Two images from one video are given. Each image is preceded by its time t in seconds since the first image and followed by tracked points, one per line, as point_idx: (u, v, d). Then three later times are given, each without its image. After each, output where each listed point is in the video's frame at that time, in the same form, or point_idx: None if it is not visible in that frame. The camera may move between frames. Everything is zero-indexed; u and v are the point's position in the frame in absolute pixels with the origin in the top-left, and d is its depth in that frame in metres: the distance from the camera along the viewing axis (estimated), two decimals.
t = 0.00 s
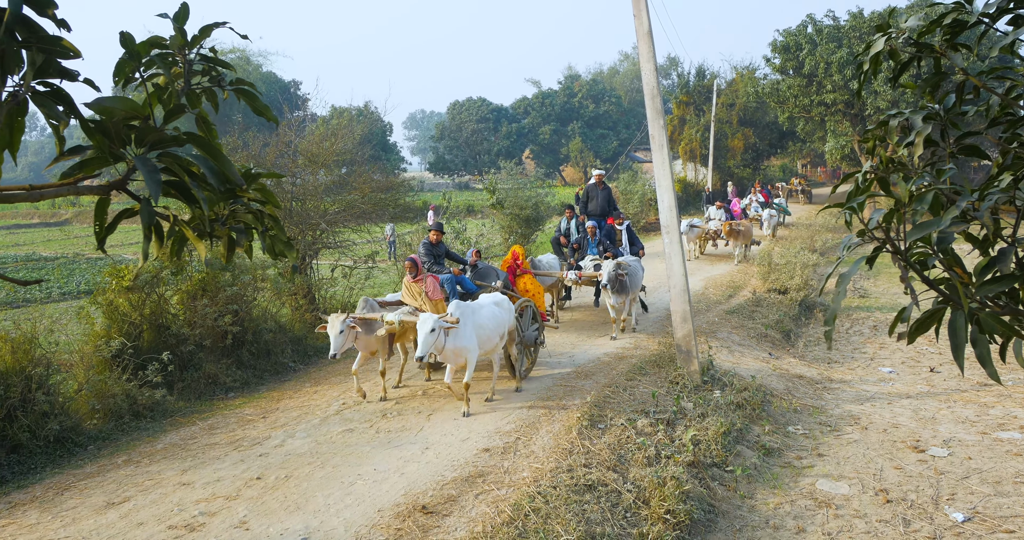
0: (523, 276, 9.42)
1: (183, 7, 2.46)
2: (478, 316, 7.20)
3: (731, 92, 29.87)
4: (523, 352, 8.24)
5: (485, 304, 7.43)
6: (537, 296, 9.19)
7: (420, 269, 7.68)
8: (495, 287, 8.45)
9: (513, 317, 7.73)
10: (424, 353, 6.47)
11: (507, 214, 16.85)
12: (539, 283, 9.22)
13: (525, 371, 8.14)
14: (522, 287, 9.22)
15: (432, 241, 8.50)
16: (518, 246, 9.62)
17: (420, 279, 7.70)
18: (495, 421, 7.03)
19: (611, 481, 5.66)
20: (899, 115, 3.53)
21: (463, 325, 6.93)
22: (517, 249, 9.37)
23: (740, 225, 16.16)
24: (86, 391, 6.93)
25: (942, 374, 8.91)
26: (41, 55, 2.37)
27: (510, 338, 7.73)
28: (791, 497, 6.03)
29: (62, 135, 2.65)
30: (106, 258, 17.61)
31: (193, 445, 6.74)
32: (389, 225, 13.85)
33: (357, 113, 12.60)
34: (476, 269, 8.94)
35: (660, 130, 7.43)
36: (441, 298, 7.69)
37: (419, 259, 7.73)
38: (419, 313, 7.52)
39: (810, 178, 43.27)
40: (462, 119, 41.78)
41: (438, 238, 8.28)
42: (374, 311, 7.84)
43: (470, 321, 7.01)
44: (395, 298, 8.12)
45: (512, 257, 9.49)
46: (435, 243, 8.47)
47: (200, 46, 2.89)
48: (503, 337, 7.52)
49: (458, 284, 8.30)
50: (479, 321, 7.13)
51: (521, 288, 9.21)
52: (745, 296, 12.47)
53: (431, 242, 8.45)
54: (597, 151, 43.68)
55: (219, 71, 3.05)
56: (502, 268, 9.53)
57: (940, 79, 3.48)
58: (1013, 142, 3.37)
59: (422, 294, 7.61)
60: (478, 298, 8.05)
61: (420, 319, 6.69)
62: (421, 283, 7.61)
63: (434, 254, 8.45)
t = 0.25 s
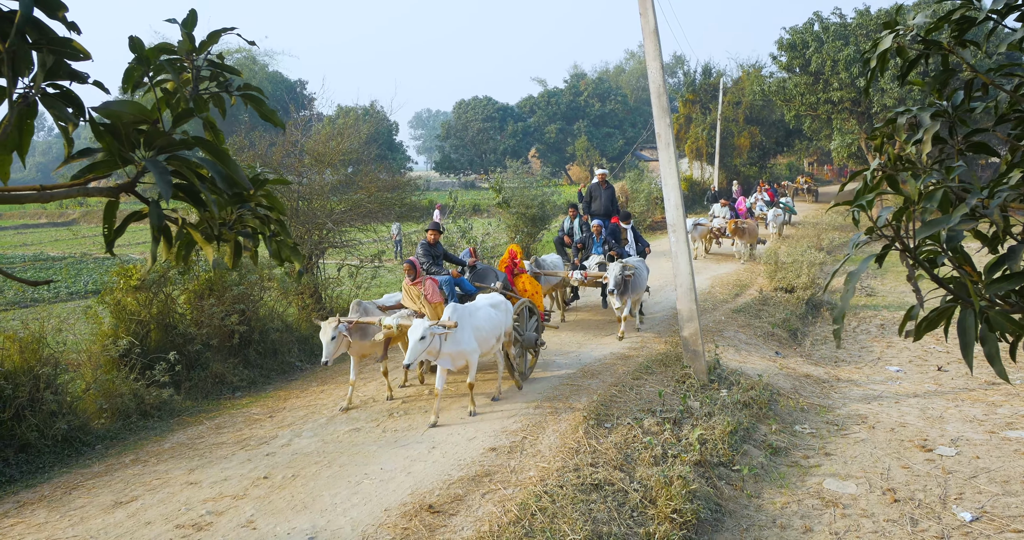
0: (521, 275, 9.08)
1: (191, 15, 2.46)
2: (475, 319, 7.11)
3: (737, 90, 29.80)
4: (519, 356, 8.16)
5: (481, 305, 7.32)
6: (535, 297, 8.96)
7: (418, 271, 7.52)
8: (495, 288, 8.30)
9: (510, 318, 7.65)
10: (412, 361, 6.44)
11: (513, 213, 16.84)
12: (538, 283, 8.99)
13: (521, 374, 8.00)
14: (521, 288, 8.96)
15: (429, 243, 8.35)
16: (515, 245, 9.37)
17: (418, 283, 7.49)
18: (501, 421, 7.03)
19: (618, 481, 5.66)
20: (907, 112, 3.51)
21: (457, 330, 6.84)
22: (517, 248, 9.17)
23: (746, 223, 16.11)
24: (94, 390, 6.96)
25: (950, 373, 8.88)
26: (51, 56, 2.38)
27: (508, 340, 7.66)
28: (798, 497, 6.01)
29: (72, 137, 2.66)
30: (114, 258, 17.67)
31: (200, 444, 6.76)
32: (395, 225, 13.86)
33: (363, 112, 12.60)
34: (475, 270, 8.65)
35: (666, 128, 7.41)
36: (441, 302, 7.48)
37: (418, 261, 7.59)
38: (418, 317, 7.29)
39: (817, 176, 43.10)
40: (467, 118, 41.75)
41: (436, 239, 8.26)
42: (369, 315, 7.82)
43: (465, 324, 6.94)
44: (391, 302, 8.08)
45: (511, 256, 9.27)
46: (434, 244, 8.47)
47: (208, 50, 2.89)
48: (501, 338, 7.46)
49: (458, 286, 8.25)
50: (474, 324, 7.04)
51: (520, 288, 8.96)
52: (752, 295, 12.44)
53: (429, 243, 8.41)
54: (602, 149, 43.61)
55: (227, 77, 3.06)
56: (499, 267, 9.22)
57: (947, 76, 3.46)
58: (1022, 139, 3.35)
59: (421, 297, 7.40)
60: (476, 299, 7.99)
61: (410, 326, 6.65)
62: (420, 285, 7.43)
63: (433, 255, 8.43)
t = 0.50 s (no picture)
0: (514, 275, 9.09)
1: (198, 6, 2.47)
2: (465, 320, 7.01)
3: (738, 91, 29.82)
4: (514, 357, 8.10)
5: (471, 306, 7.22)
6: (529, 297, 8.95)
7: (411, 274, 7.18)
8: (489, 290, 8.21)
9: (500, 318, 7.56)
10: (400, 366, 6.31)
11: (514, 213, 16.84)
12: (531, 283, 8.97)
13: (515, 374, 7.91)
14: (515, 288, 8.93)
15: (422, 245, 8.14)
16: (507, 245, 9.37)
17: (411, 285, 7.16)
18: (500, 420, 7.02)
19: (617, 480, 5.66)
20: (905, 116, 3.52)
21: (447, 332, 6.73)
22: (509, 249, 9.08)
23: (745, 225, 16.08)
24: (94, 389, 6.96)
25: (950, 374, 8.88)
26: (55, 51, 2.39)
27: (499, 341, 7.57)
28: (797, 497, 6.02)
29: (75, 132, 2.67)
30: (114, 257, 17.67)
31: (200, 443, 6.77)
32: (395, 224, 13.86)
33: (364, 112, 12.60)
34: (469, 271, 8.59)
35: (667, 129, 7.42)
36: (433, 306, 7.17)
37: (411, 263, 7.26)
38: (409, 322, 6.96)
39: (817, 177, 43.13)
40: (467, 118, 41.73)
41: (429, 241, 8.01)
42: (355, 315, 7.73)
43: (455, 327, 6.83)
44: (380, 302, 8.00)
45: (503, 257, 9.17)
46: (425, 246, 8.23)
47: (214, 44, 2.90)
48: (490, 340, 7.37)
49: (449, 289, 8.08)
50: (464, 326, 6.94)
51: (513, 288, 8.94)
52: (752, 296, 12.44)
53: (420, 246, 8.15)
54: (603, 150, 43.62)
55: (234, 70, 3.06)
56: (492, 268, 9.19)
57: (945, 79, 3.47)
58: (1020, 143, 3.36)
59: (413, 301, 7.07)
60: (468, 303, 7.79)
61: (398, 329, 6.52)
62: (412, 289, 7.09)
63: (425, 257, 8.18)
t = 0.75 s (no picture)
0: (505, 276, 9.00)
1: (194, 4, 2.47)
2: (457, 323, 6.93)
3: (737, 91, 29.83)
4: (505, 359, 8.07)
5: (464, 309, 7.13)
6: (522, 297, 8.83)
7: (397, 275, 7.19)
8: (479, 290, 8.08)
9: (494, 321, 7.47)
10: (390, 371, 6.29)
11: (512, 213, 16.83)
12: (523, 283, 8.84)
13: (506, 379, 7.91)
14: (506, 288, 8.81)
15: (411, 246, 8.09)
16: (497, 245, 9.23)
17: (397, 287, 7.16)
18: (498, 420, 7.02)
19: (615, 481, 5.66)
20: (901, 119, 3.53)
21: (438, 336, 6.67)
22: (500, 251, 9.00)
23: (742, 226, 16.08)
24: (92, 388, 6.96)
25: (948, 375, 8.89)
26: (52, 48, 2.38)
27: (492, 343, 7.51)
28: (795, 497, 6.02)
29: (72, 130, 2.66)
30: (112, 257, 17.65)
31: (199, 443, 6.76)
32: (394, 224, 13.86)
33: (363, 111, 12.60)
34: (459, 272, 8.49)
35: (665, 129, 7.43)
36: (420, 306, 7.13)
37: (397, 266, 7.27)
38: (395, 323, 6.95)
39: (816, 177, 43.16)
40: (467, 117, 41.69)
41: (417, 242, 7.99)
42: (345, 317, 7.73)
43: (446, 331, 6.77)
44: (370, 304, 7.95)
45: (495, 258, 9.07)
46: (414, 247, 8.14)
47: (209, 42, 2.90)
48: (482, 343, 7.31)
49: (439, 289, 7.92)
50: (456, 330, 6.86)
51: (503, 288, 8.83)
52: (750, 296, 12.44)
53: (409, 247, 8.06)
54: (602, 149, 43.62)
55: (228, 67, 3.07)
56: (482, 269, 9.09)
57: (941, 82, 3.48)
58: (1015, 145, 3.36)
59: (399, 302, 7.07)
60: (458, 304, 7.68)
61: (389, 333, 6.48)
62: (398, 290, 7.09)
63: (413, 259, 8.07)
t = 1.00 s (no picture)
0: (498, 275, 8.96)
1: (195, 4, 2.48)
2: (446, 322, 6.87)
3: (736, 90, 29.83)
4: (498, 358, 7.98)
5: (453, 308, 7.05)
6: (514, 297, 8.78)
7: (385, 274, 7.15)
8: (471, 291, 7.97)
9: (485, 319, 7.40)
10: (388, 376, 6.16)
11: (510, 211, 16.84)
12: (516, 282, 8.81)
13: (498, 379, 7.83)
14: (499, 288, 8.77)
15: (400, 242, 8.06)
16: (488, 243, 9.05)
17: (385, 286, 7.09)
18: (496, 418, 7.03)
19: (612, 479, 5.66)
20: (899, 119, 3.52)
21: (428, 337, 6.58)
22: (491, 248, 8.98)
23: (737, 225, 15.81)
24: (89, 384, 6.96)
25: (945, 375, 8.90)
26: (51, 46, 2.39)
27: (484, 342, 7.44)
28: (791, 496, 6.03)
29: (71, 128, 2.66)
30: (109, 253, 17.64)
31: (196, 439, 6.76)
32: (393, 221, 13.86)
33: (361, 108, 12.59)
34: (452, 271, 8.44)
35: (664, 127, 7.42)
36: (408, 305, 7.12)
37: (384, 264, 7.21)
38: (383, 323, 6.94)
39: (815, 176, 43.17)
40: (466, 115, 41.65)
41: (407, 239, 7.96)
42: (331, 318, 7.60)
43: (437, 331, 6.70)
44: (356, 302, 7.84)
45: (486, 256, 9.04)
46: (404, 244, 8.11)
47: (210, 43, 2.91)
48: (473, 342, 7.25)
49: (430, 288, 7.89)
50: (445, 329, 6.79)
51: (497, 288, 8.79)
52: (748, 295, 12.45)
53: (399, 245, 8.04)
54: (601, 147, 43.61)
55: (229, 68, 3.08)
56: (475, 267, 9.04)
57: (939, 82, 3.47)
58: (1013, 146, 3.36)
59: (386, 301, 7.05)
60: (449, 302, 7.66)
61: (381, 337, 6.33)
62: (386, 289, 7.06)
63: (404, 256, 8.07)
